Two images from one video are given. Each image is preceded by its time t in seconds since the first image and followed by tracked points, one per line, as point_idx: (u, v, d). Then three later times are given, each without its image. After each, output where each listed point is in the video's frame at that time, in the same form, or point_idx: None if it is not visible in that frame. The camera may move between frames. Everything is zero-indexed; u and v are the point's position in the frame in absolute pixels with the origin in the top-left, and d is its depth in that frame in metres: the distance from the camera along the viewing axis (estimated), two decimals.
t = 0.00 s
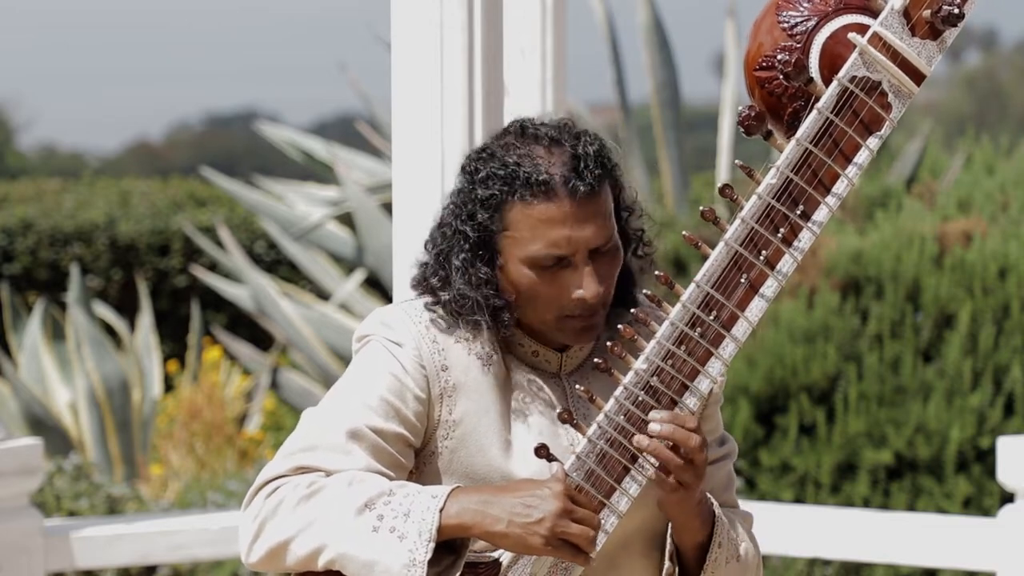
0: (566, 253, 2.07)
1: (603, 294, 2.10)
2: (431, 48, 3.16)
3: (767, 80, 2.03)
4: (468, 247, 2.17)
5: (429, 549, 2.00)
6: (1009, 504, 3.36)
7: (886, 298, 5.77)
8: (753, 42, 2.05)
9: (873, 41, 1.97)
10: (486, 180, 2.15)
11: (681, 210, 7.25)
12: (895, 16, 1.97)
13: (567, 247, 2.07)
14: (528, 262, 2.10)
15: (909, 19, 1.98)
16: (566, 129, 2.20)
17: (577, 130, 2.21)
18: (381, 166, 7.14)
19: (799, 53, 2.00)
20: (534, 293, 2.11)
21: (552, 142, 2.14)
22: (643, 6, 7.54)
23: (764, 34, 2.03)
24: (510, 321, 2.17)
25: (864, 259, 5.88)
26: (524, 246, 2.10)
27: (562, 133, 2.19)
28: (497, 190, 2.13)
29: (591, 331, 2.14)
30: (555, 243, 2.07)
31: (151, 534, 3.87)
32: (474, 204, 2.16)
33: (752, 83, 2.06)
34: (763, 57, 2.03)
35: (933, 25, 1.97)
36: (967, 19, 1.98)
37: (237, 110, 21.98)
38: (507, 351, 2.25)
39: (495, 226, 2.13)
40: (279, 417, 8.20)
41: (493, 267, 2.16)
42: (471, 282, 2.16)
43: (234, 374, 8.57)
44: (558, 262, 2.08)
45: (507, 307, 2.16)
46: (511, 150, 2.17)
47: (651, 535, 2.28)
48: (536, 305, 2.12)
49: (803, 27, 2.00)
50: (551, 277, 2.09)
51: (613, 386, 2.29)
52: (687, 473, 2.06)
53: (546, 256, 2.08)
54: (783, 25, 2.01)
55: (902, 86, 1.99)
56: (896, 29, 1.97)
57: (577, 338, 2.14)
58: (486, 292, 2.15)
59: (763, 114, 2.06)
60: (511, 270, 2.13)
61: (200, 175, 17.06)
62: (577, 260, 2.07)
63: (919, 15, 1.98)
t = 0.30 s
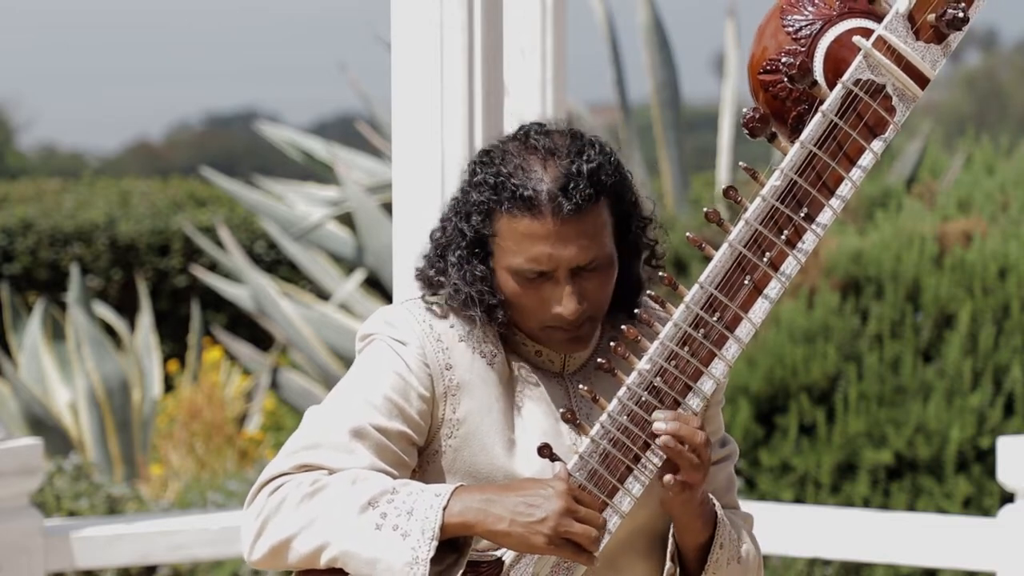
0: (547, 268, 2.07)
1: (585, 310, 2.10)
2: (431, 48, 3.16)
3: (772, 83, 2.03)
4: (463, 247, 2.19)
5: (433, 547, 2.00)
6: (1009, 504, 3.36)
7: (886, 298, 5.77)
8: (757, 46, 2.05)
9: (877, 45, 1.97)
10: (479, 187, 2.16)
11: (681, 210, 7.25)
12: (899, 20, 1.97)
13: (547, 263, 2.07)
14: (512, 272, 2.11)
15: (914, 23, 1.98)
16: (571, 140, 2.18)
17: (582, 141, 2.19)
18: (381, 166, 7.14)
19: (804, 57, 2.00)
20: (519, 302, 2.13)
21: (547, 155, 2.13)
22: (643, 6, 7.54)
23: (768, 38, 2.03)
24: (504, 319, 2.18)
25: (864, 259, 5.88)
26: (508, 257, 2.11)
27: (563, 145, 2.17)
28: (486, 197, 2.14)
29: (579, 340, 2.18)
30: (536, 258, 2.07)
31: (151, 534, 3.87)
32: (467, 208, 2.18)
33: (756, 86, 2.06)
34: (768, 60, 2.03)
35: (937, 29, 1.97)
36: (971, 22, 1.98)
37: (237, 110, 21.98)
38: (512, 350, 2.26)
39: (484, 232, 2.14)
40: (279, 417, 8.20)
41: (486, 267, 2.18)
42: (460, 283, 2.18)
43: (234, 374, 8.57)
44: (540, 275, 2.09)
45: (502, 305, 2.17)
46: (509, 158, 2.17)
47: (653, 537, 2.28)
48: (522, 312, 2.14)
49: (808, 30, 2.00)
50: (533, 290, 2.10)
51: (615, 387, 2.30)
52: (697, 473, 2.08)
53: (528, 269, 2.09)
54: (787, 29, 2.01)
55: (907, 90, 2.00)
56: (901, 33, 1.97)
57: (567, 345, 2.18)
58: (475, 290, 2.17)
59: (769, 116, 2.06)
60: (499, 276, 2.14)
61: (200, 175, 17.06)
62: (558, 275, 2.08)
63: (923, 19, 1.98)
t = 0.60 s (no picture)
0: (570, 253, 2.07)
1: (592, 303, 2.10)
2: (431, 48, 3.16)
3: (769, 81, 2.03)
4: (482, 217, 2.18)
5: (430, 547, 2.00)
6: (1009, 504, 3.36)
7: (886, 298, 5.77)
8: (754, 43, 2.05)
9: (875, 42, 1.97)
10: (520, 160, 2.15)
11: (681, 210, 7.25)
12: (897, 17, 1.97)
13: (572, 248, 2.06)
14: (531, 252, 2.10)
15: (911, 20, 1.98)
16: (615, 135, 2.19)
17: (625, 141, 2.18)
18: (381, 166, 7.14)
19: (801, 54, 2.00)
20: (526, 281, 2.12)
21: (595, 145, 2.12)
22: (643, 6, 7.54)
23: (766, 35, 2.03)
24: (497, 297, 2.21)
25: (864, 259, 5.88)
26: (532, 234, 2.10)
27: (609, 138, 2.16)
28: (526, 172, 2.13)
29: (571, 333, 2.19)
30: (562, 240, 2.07)
31: (151, 534, 3.87)
32: (501, 178, 2.17)
33: (754, 84, 2.06)
34: (765, 57, 2.02)
35: (934, 25, 1.98)
36: (969, 20, 1.98)
37: (237, 110, 21.97)
38: (506, 346, 2.26)
39: (512, 206, 2.13)
40: (279, 417, 8.20)
41: (499, 243, 2.17)
42: (471, 251, 2.19)
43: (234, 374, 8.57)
44: (560, 259, 2.08)
45: (499, 284, 2.19)
46: (554, 138, 2.16)
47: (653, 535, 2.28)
48: (526, 292, 2.14)
49: (805, 27, 2.00)
50: (547, 273, 2.09)
51: (612, 385, 2.30)
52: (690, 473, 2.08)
53: (550, 250, 2.08)
54: (785, 26, 2.01)
55: (904, 87, 2.00)
56: (898, 30, 1.97)
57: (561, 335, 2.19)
58: (483, 264, 2.18)
59: (766, 114, 2.06)
60: (513, 253, 2.13)
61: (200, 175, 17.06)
62: (578, 262, 2.07)
63: (921, 16, 1.98)
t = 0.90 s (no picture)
0: (593, 244, 2.08)
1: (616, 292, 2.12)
2: (431, 48, 3.16)
3: (765, 79, 2.04)
4: (492, 227, 2.16)
5: (429, 549, 2.00)
6: (1009, 504, 3.37)
7: (886, 298, 5.77)
8: (751, 41, 2.06)
9: (871, 40, 1.97)
10: (522, 163, 2.15)
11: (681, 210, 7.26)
12: (893, 15, 1.98)
13: (596, 239, 2.08)
14: (554, 250, 2.10)
15: (907, 18, 1.98)
16: (599, 124, 2.22)
17: (609, 127, 2.23)
18: (381, 166, 7.14)
19: (797, 52, 2.01)
20: (551, 283, 2.12)
21: (591, 135, 2.15)
22: (643, 6, 7.54)
23: (762, 33, 2.03)
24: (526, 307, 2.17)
25: (863, 259, 5.87)
26: (552, 233, 2.10)
27: (597, 127, 2.20)
28: (534, 172, 2.13)
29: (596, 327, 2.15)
30: (585, 233, 2.08)
31: (151, 534, 3.87)
32: (504, 184, 2.16)
33: (751, 83, 2.06)
34: (761, 56, 2.03)
35: (931, 24, 1.98)
36: (965, 18, 1.98)
37: (237, 110, 21.96)
38: (506, 350, 2.25)
39: (523, 209, 2.13)
40: (279, 417, 8.20)
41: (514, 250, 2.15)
42: (491, 265, 2.15)
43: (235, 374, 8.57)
44: (583, 253, 2.09)
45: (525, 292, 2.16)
46: (547, 136, 2.18)
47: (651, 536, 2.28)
48: (551, 296, 2.13)
49: (801, 26, 2.01)
50: (572, 269, 2.10)
51: (610, 386, 2.30)
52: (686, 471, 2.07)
53: (574, 245, 2.09)
54: (781, 24, 2.01)
55: (901, 85, 2.00)
56: (894, 28, 1.98)
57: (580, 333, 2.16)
58: (504, 275, 2.15)
59: (763, 112, 2.07)
60: (532, 256, 2.12)
61: (199, 175, 17.06)
62: (601, 253, 2.09)
63: (917, 13, 1.98)
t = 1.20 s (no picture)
0: (572, 262, 2.08)
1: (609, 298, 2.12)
2: (431, 48, 3.16)
3: (771, 83, 2.03)
4: (475, 256, 2.17)
5: (431, 547, 2.00)
6: (1010, 504, 3.36)
7: (886, 298, 5.77)
8: (756, 44, 2.05)
9: (876, 44, 1.97)
10: (487, 194, 2.15)
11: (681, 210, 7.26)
12: (898, 19, 1.97)
13: (573, 257, 2.07)
14: (535, 273, 2.11)
15: (913, 22, 1.98)
16: (562, 133, 2.20)
17: (573, 134, 2.20)
18: (381, 166, 7.14)
19: (803, 56, 2.00)
20: (545, 303, 2.13)
21: (553, 151, 2.14)
22: (643, 6, 7.54)
23: (768, 37, 2.03)
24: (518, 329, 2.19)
25: (864, 259, 5.87)
26: (530, 257, 2.10)
27: (560, 139, 2.18)
28: (498, 203, 2.12)
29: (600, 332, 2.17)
30: (561, 254, 2.08)
31: (151, 535, 3.87)
32: (475, 216, 2.16)
33: (756, 86, 2.06)
34: (767, 59, 2.03)
35: (936, 28, 1.98)
36: (971, 21, 1.98)
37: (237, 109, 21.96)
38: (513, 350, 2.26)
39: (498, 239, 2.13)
40: (279, 417, 8.20)
41: (502, 273, 2.16)
42: (477, 293, 2.16)
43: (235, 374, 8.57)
44: (563, 271, 2.10)
45: (515, 316, 2.19)
46: (510, 161, 2.16)
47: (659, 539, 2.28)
48: (548, 314, 2.15)
49: (806, 29, 2.00)
50: (557, 287, 2.11)
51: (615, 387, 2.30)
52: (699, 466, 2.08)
53: (553, 266, 2.09)
54: (786, 28, 2.01)
55: (906, 89, 2.00)
56: (900, 32, 1.97)
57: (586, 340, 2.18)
58: (494, 301, 2.16)
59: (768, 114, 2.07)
60: (519, 279, 2.14)
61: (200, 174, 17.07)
62: (583, 266, 2.09)
63: (923, 17, 1.98)
